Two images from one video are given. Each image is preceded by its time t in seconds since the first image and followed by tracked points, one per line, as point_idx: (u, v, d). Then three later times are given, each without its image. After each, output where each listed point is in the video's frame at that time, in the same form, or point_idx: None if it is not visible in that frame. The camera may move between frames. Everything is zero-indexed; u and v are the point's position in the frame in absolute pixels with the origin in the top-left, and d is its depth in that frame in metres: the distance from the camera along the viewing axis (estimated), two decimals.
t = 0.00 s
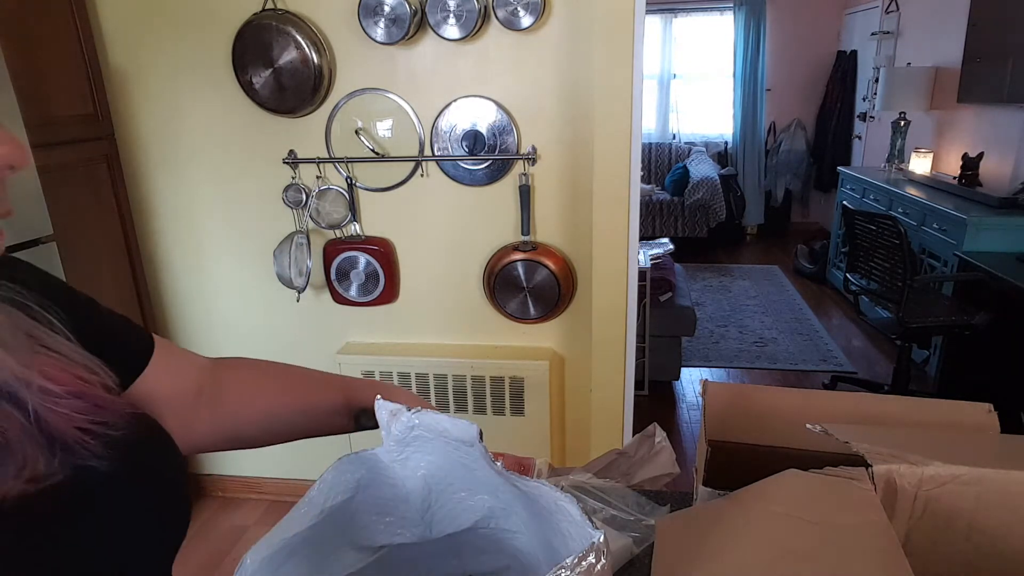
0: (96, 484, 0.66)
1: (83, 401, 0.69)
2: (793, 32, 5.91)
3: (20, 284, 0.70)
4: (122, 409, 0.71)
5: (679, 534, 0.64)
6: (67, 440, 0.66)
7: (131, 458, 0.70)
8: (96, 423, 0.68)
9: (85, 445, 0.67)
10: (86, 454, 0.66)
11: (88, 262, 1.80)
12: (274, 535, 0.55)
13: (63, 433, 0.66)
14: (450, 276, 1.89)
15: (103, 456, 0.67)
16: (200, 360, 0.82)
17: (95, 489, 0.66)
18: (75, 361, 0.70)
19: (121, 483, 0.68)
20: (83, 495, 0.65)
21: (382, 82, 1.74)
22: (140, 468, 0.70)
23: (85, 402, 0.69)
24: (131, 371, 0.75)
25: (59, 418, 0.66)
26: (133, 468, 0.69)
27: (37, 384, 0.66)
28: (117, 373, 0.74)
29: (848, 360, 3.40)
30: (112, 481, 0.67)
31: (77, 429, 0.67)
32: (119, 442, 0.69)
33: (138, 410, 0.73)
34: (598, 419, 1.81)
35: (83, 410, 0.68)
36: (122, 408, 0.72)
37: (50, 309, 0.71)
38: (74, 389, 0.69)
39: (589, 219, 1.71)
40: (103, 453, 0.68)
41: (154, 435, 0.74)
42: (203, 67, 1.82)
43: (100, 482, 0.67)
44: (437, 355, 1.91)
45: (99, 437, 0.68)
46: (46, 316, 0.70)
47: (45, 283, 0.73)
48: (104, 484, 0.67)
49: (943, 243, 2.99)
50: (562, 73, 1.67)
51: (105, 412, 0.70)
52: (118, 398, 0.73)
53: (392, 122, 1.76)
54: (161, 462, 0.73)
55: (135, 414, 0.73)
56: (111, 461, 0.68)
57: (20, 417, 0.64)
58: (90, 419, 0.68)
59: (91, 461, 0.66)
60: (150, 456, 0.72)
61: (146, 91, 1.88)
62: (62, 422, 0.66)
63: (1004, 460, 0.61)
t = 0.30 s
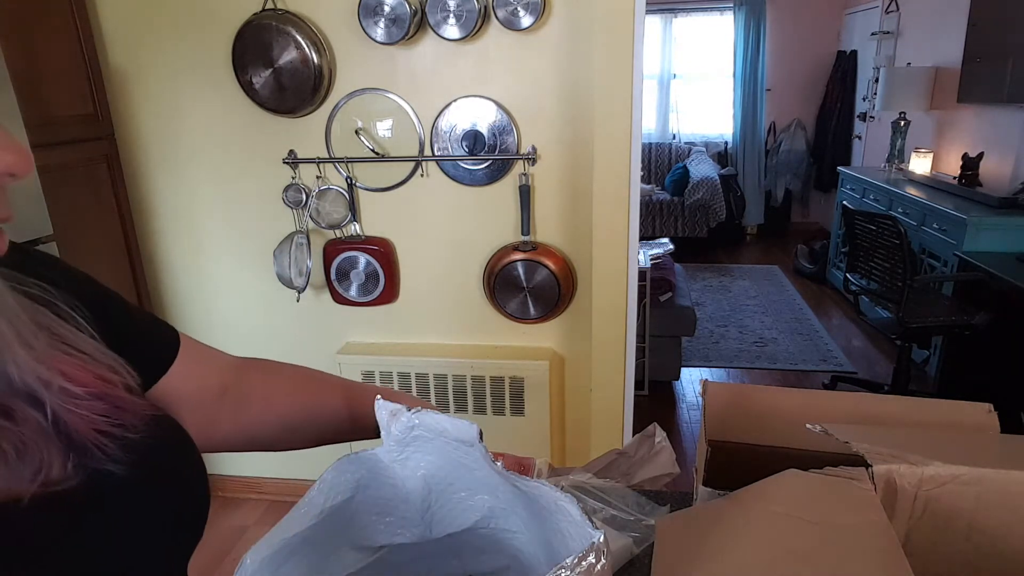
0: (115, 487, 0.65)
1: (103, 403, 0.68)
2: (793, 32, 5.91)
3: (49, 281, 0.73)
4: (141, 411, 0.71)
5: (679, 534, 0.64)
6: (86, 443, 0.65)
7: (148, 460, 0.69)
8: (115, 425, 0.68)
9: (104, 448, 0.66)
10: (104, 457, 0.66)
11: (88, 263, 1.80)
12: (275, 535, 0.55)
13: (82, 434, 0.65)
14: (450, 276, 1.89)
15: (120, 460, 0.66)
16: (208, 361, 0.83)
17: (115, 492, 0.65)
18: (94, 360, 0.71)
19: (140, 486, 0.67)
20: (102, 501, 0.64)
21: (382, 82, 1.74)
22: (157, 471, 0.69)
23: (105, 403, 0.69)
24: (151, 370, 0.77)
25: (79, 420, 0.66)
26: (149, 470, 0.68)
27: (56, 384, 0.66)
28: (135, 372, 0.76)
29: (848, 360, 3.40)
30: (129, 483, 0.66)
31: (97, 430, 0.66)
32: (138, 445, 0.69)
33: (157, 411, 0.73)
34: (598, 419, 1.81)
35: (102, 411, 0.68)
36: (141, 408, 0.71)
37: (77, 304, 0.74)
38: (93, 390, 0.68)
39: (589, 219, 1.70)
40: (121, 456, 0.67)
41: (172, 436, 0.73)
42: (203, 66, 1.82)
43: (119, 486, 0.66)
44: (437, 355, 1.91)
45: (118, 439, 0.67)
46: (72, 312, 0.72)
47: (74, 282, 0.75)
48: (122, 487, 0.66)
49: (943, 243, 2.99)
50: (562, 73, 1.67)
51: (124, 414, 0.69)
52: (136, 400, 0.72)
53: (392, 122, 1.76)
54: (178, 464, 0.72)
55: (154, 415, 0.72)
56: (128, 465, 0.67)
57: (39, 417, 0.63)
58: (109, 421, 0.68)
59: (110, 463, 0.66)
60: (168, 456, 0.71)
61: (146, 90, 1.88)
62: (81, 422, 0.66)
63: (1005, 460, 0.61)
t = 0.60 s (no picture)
0: (122, 491, 0.66)
1: (110, 408, 0.69)
2: (794, 32, 5.91)
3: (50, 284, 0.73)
4: (147, 415, 0.72)
5: (679, 533, 0.64)
6: (95, 447, 0.65)
7: (154, 464, 0.70)
8: (123, 430, 0.68)
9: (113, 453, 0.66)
10: (112, 461, 0.66)
11: (87, 263, 1.80)
12: (274, 536, 0.55)
13: (92, 439, 0.65)
14: (450, 276, 1.89)
15: (129, 465, 0.67)
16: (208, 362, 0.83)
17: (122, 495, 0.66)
18: (99, 365, 0.71)
19: (145, 488, 0.68)
20: (108, 503, 0.64)
21: (382, 82, 1.74)
22: (161, 474, 0.70)
23: (111, 408, 0.69)
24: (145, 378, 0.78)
25: (88, 425, 0.66)
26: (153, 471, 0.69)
27: (66, 389, 0.65)
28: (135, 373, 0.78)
29: (848, 360, 3.40)
30: (135, 487, 0.67)
31: (105, 435, 0.66)
32: (144, 449, 0.69)
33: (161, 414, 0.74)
34: (598, 419, 1.81)
35: (109, 415, 0.68)
36: (146, 412, 0.72)
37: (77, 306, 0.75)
38: (100, 394, 0.69)
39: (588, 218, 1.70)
40: (130, 460, 0.67)
41: (177, 439, 0.74)
42: (202, 67, 1.82)
43: (127, 489, 0.66)
44: (437, 355, 1.91)
45: (126, 443, 0.68)
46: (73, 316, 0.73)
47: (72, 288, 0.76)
48: (129, 492, 0.66)
49: (943, 243, 2.99)
50: (562, 73, 1.67)
51: (130, 419, 0.70)
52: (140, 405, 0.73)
53: (392, 122, 1.76)
54: (181, 467, 0.72)
55: (159, 419, 0.73)
56: (136, 469, 0.68)
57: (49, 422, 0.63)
58: (117, 426, 0.68)
59: (119, 468, 0.66)
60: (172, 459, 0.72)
61: (146, 90, 1.88)
62: (90, 427, 0.66)
63: (1005, 460, 0.61)
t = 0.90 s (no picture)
0: (105, 506, 0.64)
1: (96, 417, 0.67)
2: (794, 32, 5.91)
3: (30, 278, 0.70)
4: (138, 420, 0.69)
5: (679, 534, 0.64)
6: (80, 461, 0.64)
7: (143, 476, 0.68)
8: (108, 438, 0.67)
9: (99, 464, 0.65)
10: (95, 475, 0.64)
11: (88, 263, 1.85)
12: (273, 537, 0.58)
13: (76, 452, 0.64)
14: (450, 276, 1.89)
15: (116, 477, 0.66)
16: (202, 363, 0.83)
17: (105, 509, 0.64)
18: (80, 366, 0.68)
19: (131, 499, 0.67)
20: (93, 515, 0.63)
21: (382, 82, 1.74)
22: (150, 489, 0.68)
23: (98, 417, 0.67)
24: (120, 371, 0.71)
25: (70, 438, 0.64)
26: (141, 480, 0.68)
27: (44, 399, 0.64)
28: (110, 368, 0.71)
29: (848, 360, 3.40)
30: (120, 502, 0.65)
31: (89, 445, 0.65)
32: (132, 459, 0.68)
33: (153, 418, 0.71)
34: (597, 419, 1.81)
35: (96, 423, 0.66)
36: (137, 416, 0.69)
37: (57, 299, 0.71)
38: (83, 400, 0.67)
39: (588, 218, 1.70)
40: (117, 472, 0.66)
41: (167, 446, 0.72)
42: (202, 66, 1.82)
43: (111, 503, 0.65)
44: (437, 354, 1.91)
45: (113, 454, 0.66)
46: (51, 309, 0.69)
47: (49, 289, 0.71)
48: (112, 508, 0.65)
49: (943, 243, 2.99)
50: (562, 73, 1.67)
51: (118, 424, 0.68)
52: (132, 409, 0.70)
53: (392, 122, 1.76)
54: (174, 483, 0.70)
55: (150, 425, 0.70)
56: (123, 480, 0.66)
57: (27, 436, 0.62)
58: (103, 436, 0.66)
59: (102, 481, 0.65)
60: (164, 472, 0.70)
61: (145, 90, 1.87)
62: (72, 438, 0.65)
63: (1004, 460, 0.61)
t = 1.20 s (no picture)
0: None
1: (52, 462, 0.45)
2: (794, 32, 5.91)
3: None
4: (111, 465, 0.47)
5: (679, 534, 0.64)
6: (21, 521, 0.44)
7: (113, 538, 0.48)
8: (70, 493, 0.45)
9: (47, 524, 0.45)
10: (44, 542, 0.44)
11: (88, 262, 1.86)
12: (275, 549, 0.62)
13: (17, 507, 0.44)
14: (450, 276, 1.89)
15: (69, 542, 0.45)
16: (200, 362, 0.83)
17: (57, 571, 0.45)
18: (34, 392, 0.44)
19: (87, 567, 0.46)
20: None
21: (382, 82, 1.74)
22: (121, 550, 0.48)
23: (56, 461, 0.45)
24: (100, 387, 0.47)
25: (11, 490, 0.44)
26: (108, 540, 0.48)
27: None
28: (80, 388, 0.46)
29: (848, 360, 3.40)
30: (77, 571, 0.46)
31: (39, 501, 0.44)
32: (95, 515, 0.47)
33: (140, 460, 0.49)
34: (598, 419, 1.81)
35: (53, 473, 0.45)
36: (110, 460, 0.47)
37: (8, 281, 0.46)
38: (32, 440, 0.44)
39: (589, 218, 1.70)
40: (74, 535, 0.46)
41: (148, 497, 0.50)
42: (202, 66, 1.81)
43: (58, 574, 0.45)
44: (438, 354, 1.91)
45: (68, 511, 0.45)
46: None
47: None
48: None
49: (943, 243, 2.99)
50: (562, 73, 1.67)
51: (82, 471, 0.46)
52: (111, 450, 0.47)
53: (393, 122, 1.76)
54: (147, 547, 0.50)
55: (131, 468, 0.48)
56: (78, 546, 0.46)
57: None
58: (60, 486, 0.45)
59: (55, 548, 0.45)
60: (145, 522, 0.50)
61: (145, 90, 1.87)
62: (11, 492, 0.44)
63: (1004, 460, 0.61)
